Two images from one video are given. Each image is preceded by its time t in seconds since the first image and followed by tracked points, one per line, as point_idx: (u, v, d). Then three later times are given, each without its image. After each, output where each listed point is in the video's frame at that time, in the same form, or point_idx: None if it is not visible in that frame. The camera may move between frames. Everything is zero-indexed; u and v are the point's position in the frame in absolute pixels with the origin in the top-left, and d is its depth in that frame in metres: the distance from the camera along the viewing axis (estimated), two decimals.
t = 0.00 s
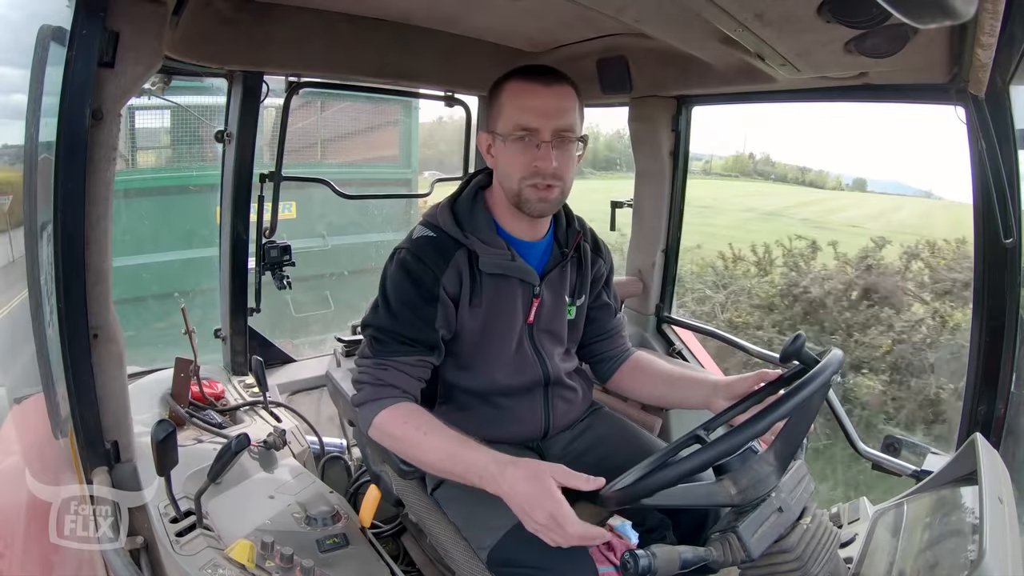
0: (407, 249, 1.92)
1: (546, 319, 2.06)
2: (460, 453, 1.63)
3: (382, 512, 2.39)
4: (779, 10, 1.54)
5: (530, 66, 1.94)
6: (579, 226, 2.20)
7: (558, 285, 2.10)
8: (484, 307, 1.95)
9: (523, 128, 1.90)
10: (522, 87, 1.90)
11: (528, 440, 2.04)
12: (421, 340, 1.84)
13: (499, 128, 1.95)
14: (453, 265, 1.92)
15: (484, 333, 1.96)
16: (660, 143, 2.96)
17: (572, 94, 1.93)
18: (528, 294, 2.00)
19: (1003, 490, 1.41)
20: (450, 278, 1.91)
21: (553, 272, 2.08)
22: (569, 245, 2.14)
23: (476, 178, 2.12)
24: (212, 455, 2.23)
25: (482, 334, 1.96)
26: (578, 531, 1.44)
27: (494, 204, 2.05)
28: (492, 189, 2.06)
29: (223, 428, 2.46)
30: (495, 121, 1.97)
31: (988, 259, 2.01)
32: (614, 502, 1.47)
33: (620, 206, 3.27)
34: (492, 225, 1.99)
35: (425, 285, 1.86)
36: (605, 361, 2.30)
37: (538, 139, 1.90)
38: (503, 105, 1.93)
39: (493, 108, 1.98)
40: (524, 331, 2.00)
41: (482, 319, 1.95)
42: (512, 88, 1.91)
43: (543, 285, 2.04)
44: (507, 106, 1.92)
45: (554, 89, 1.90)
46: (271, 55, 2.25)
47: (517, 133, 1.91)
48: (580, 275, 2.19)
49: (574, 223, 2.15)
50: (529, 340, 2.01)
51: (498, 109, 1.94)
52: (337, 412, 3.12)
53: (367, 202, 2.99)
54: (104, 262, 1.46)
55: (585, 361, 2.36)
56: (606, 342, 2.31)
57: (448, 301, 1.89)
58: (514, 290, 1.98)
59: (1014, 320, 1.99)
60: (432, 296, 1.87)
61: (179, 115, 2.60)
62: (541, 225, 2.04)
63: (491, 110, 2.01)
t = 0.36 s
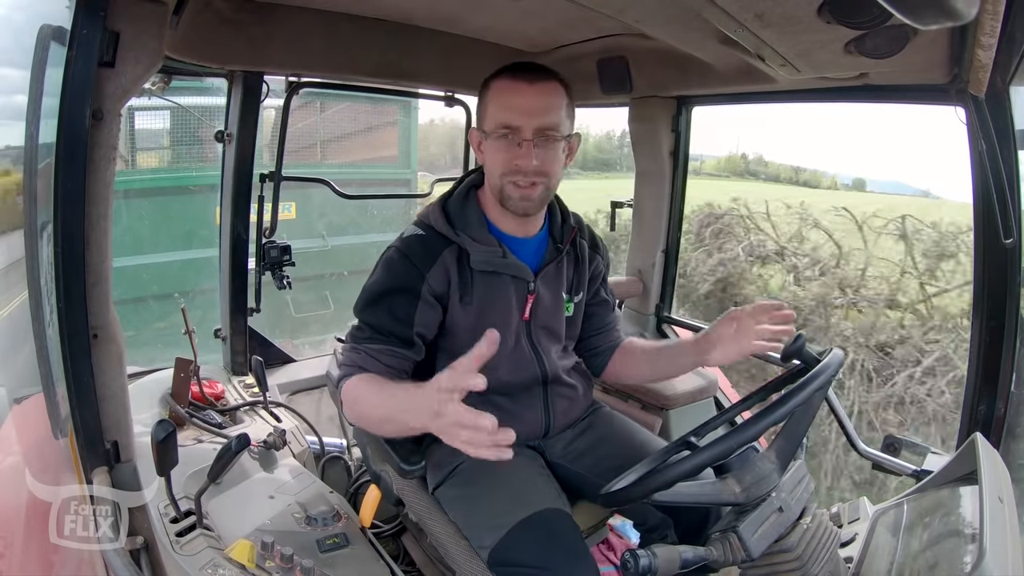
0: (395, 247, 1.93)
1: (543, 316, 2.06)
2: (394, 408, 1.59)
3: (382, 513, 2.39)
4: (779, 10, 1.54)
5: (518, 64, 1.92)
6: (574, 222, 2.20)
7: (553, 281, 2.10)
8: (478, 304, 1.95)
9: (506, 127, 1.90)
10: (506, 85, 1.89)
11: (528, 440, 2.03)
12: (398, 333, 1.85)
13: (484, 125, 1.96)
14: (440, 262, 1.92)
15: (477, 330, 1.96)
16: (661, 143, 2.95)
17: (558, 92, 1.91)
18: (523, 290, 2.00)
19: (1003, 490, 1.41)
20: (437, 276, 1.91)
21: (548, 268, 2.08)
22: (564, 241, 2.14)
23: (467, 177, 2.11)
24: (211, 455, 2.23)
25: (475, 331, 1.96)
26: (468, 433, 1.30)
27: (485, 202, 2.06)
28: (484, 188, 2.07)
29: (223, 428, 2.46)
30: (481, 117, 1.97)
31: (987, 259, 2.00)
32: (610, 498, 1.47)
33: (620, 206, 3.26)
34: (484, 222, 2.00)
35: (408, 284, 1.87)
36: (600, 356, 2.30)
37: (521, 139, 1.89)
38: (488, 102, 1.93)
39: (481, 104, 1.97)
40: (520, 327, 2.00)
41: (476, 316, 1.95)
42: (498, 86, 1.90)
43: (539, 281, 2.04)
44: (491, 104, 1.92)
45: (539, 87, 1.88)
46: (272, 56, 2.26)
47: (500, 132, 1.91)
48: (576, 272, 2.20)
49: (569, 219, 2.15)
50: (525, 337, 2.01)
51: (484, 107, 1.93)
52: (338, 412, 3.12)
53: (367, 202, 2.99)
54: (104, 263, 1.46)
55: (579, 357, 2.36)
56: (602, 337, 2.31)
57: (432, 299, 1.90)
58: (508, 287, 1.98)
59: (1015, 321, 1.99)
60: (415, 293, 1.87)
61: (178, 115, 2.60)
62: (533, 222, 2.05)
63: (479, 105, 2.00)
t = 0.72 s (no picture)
0: (390, 248, 1.93)
1: (542, 312, 2.06)
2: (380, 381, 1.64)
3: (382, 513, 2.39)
4: (779, 9, 1.54)
5: (536, 76, 1.90)
6: (566, 217, 2.20)
7: (549, 277, 2.10)
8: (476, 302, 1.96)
9: (529, 141, 1.87)
10: (531, 99, 1.87)
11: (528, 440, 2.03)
12: (392, 332, 1.86)
13: (501, 136, 1.91)
14: (435, 264, 1.92)
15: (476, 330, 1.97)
16: (661, 143, 2.95)
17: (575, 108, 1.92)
18: (521, 288, 2.00)
19: (1003, 489, 1.41)
20: (432, 278, 1.91)
21: (544, 264, 2.09)
22: (558, 236, 2.14)
23: (461, 178, 2.11)
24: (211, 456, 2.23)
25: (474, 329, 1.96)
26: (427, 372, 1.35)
27: (480, 202, 2.06)
28: (478, 189, 2.06)
29: (223, 429, 2.46)
30: (497, 127, 1.92)
31: (987, 259, 2.00)
32: (609, 498, 1.47)
33: (620, 207, 3.24)
34: (478, 221, 1.99)
35: (403, 284, 1.88)
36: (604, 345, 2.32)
37: (540, 152, 1.87)
38: (508, 113, 1.89)
39: (493, 110, 1.93)
40: (519, 324, 2.01)
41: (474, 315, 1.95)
42: (517, 96, 1.87)
43: (536, 277, 2.05)
44: (513, 116, 1.88)
45: (562, 104, 1.89)
46: (272, 55, 2.25)
47: (522, 146, 1.88)
48: (572, 265, 2.20)
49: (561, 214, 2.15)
50: (524, 333, 2.01)
51: (502, 115, 1.89)
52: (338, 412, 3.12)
53: (367, 202, 2.99)
54: (104, 263, 1.45)
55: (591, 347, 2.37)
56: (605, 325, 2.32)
57: (427, 299, 1.89)
58: (506, 284, 1.98)
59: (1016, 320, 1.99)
60: (408, 293, 1.88)
61: (178, 115, 2.60)
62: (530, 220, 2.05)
63: (489, 113, 1.96)
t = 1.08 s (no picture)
0: (395, 249, 1.91)
1: (544, 317, 2.06)
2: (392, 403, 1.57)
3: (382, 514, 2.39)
4: (779, 9, 1.54)
5: (552, 79, 1.90)
6: (573, 223, 2.20)
7: (553, 281, 2.10)
8: (480, 305, 1.95)
9: (549, 147, 1.87)
10: (551, 104, 1.86)
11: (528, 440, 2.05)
12: (395, 337, 1.83)
13: (519, 141, 1.90)
14: (441, 265, 1.91)
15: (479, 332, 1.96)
16: (661, 143, 2.95)
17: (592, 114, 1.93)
18: (525, 292, 2.00)
19: (1003, 490, 1.41)
20: (437, 280, 1.89)
21: (549, 269, 2.09)
22: (564, 242, 2.14)
23: (467, 179, 2.10)
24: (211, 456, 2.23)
25: (476, 334, 1.96)
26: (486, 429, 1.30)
27: (487, 205, 2.05)
28: (486, 191, 2.05)
29: (223, 429, 2.46)
30: (512, 132, 1.91)
31: (987, 259, 2.00)
32: (609, 499, 1.47)
33: (620, 206, 3.23)
34: (485, 225, 1.99)
35: (408, 286, 1.85)
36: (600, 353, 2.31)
37: (561, 158, 1.87)
38: (527, 118, 1.88)
39: (509, 114, 1.92)
40: (521, 328, 2.01)
41: (478, 319, 1.95)
42: (536, 101, 1.87)
43: (540, 282, 2.05)
44: (532, 121, 1.87)
45: (579, 109, 1.90)
46: (272, 55, 2.25)
47: (542, 151, 1.87)
48: (576, 272, 2.20)
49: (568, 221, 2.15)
50: (526, 338, 2.01)
51: (522, 119, 1.88)
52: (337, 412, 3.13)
53: (368, 202, 2.99)
54: (104, 263, 1.45)
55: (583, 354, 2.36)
56: (601, 332, 2.32)
57: (431, 302, 1.88)
58: (510, 288, 1.98)
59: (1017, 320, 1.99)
60: (414, 297, 1.86)
61: (178, 116, 2.60)
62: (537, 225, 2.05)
63: (502, 117, 1.94)
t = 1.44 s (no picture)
0: (411, 250, 1.91)
1: (549, 320, 2.06)
2: (482, 446, 1.64)
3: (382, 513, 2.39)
4: (779, 10, 1.55)
5: (563, 74, 1.96)
6: (581, 228, 2.21)
7: (560, 285, 2.10)
8: (489, 307, 1.95)
9: (567, 134, 1.91)
10: (566, 94, 1.92)
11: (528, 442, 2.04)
12: (432, 339, 1.84)
13: (536, 133, 1.93)
14: (457, 262, 1.91)
15: (487, 334, 1.96)
16: (661, 143, 2.95)
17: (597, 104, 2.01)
18: (532, 295, 2.00)
19: (1003, 491, 1.41)
20: (454, 277, 1.90)
21: (556, 273, 2.09)
22: (571, 247, 2.15)
23: (478, 180, 2.11)
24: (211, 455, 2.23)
25: (484, 336, 1.96)
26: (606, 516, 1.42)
27: (498, 206, 2.05)
28: (497, 191, 2.06)
29: (223, 429, 2.46)
30: (528, 124, 1.94)
31: (987, 259, 2.00)
32: (607, 501, 1.45)
33: (620, 206, 3.24)
34: (496, 225, 2.00)
35: (431, 286, 1.86)
36: (616, 358, 2.30)
37: (580, 144, 1.92)
38: (543, 108, 1.92)
39: (523, 110, 1.95)
40: (526, 330, 2.00)
41: (487, 321, 1.95)
42: (550, 92, 1.92)
43: (547, 287, 2.05)
44: (549, 111, 1.92)
45: (587, 98, 1.96)
46: (272, 55, 2.24)
47: (561, 138, 1.92)
48: (582, 277, 2.20)
49: (576, 225, 2.17)
50: (530, 340, 2.01)
51: (537, 111, 1.92)
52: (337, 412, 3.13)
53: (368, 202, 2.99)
54: (104, 263, 1.45)
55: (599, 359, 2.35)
56: (615, 339, 2.31)
57: (453, 300, 1.89)
58: (517, 290, 1.98)
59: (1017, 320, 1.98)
60: (439, 297, 1.87)
61: (179, 117, 2.60)
62: (548, 226, 2.06)
63: (515, 113, 1.97)
